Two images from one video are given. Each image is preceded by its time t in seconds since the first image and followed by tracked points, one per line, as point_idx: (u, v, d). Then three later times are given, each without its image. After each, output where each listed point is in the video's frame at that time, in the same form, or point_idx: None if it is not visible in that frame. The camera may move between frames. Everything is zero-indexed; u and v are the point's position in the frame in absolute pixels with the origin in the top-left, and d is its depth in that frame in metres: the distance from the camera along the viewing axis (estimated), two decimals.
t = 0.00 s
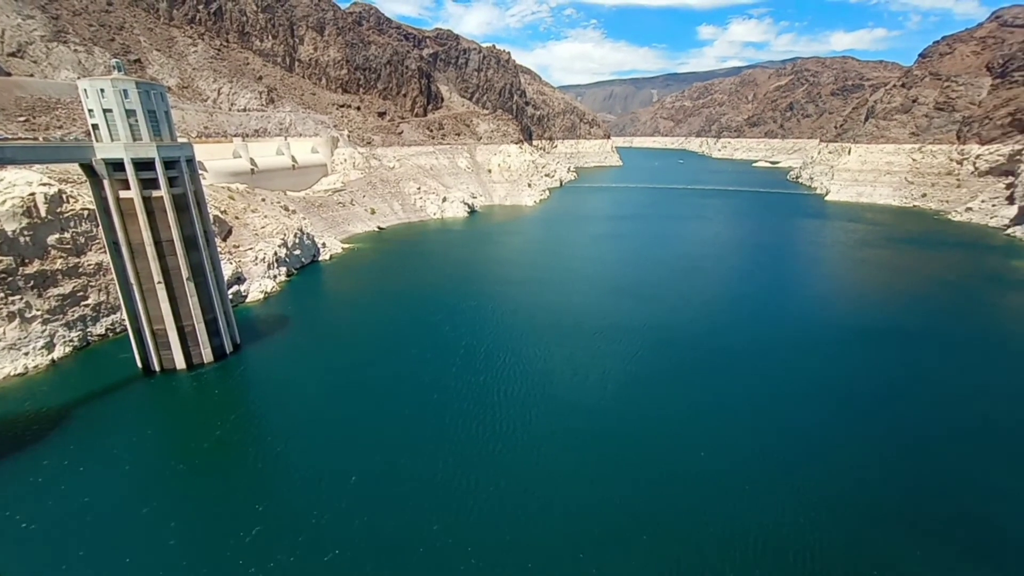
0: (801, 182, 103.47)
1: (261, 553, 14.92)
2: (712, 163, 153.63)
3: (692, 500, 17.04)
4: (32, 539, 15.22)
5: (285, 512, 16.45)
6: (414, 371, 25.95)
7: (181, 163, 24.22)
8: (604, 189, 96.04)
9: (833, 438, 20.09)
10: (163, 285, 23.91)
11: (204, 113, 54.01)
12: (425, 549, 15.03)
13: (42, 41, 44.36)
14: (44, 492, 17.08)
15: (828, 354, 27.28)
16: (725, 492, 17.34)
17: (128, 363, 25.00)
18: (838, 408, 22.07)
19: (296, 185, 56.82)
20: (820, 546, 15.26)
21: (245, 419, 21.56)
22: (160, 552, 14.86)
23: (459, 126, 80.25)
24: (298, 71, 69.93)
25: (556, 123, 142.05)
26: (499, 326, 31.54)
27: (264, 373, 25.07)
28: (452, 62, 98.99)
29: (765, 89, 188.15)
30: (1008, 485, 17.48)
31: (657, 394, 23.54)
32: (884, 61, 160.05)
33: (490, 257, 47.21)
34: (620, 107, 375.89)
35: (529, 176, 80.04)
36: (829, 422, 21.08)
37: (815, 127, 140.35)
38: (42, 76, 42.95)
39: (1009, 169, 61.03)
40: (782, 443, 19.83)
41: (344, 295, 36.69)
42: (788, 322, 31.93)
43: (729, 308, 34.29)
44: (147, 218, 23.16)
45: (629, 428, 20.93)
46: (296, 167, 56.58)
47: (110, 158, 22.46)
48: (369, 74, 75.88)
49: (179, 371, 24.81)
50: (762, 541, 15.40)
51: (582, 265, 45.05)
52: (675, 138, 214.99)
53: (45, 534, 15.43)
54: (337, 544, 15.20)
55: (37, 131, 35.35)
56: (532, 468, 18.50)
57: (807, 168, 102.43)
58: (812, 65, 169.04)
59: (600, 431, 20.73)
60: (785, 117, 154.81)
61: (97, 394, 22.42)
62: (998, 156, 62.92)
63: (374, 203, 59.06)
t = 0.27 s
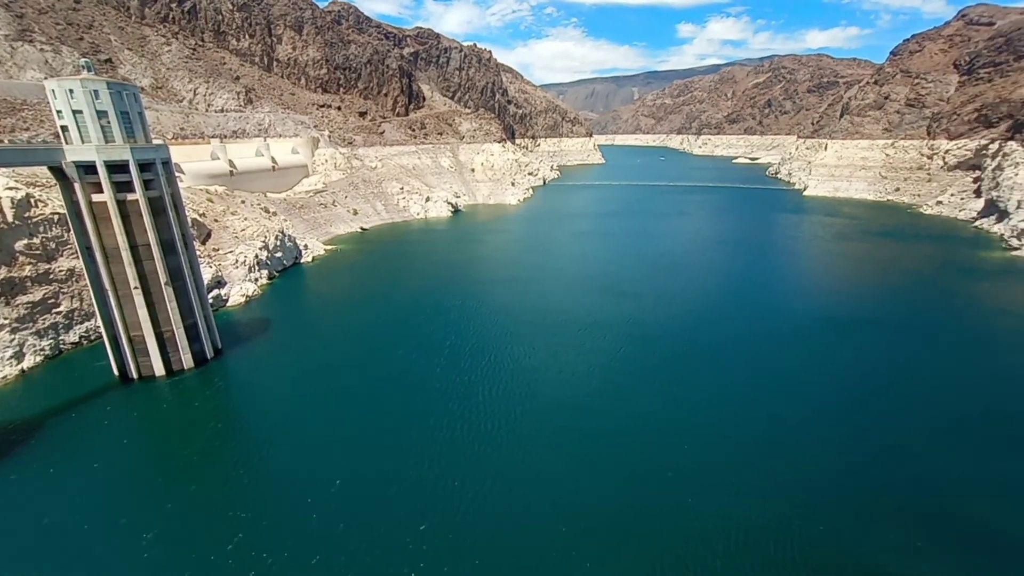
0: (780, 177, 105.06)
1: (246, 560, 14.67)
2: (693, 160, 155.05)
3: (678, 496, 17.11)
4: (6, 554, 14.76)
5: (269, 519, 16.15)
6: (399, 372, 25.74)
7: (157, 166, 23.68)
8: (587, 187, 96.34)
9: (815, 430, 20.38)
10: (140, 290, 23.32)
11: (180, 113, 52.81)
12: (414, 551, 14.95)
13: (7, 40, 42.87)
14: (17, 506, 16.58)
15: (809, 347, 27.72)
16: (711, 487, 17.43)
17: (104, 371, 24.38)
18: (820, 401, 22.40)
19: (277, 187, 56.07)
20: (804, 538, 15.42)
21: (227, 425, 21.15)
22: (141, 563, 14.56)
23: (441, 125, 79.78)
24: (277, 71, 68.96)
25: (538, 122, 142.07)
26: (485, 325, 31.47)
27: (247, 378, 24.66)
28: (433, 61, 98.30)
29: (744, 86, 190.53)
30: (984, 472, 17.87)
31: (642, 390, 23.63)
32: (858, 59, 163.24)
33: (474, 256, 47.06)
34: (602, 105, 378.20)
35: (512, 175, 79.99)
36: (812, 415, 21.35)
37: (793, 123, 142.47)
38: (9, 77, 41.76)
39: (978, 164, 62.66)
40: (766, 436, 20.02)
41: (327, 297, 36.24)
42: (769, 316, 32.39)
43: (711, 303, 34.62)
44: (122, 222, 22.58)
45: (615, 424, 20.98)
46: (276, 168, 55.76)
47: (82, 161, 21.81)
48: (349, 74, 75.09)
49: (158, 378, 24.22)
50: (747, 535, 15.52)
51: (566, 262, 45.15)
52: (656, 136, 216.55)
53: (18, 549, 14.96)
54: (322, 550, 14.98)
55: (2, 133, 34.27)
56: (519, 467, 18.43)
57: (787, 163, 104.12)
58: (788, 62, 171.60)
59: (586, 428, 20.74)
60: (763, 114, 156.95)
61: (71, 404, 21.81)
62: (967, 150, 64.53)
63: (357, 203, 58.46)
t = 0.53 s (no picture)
0: (756, 178, 106.77)
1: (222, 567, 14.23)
2: (672, 160, 156.65)
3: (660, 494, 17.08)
4: None
5: (242, 525, 15.65)
6: (378, 372, 25.35)
7: (126, 161, 22.84)
8: (568, 186, 96.54)
9: (793, 428, 20.61)
10: (109, 290, 22.45)
11: (151, 107, 51.00)
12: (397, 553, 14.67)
13: None
14: None
15: (784, 345, 28.17)
16: (692, 485, 17.43)
17: (70, 374, 23.43)
18: (797, 398, 22.69)
19: (253, 184, 54.95)
20: (785, 535, 15.51)
21: (199, 428, 20.50)
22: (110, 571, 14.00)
23: (422, 123, 79.01)
24: (252, 66, 67.49)
25: (519, 122, 141.86)
26: (465, 324, 31.23)
27: (220, 378, 24.01)
28: (413, 59, 97.27)
29: (721, 89, 193.37)
30: (955, 467, 18.28)
31: (623, 389, 23.63)
32: (830, 64, 167.15)
33: (454, 255, 46.72)
34: (582, 106, 380.08)
35: (493, 174, 79.74)
36: (789, 413, 21.59)
37: (768, 126, 145.04)
38: None
39: (941, 168, 65.12)
40: (746, 434, 20.15)
41: (305, 296, 35.51)
42: (746, 314, 32.84)
43: (691, 303, 34.84)
44: (89, 219, 21.70)
45: (596, 424, 20.91)
46: (252, 165, 54.55)
47: (44, 155, 20.90)
48: (327, 70, 73.87)
49: (128, 380, 23.36)
50: (729, 532, 15.55)
51: (547, 261, 45.17)
52: (635, 137, 218.26)
53: None
54: (301, 554, 14.60)
55: None
56: (500, 467, 18.22)
57: (762, 165, 105.93)
58: (764, 66, 174.70)
59: (568, 427, 20.64)
60: (740, 117, 159.47)
61: (35, 408, 20.89)
62: (931, 154, 67.34)
63: (335, 201, 57.54)
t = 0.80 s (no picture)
0: (726, 172, 108.21)
1: None
2: (644, 155, 157.77)
3: (651, 497, 16.95)
4: None
5: (222, 546, 14.93)
6: (357, 372, 24.57)
7: (82, 160, 21.44)
8: (542, 182, 96.26)
9: (776, 421, 20.73)
10: (67, 296, 21.09)
11: (107, 104, 48.26)
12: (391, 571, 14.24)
13: None
14: None
15: (762, 336, 28.42)
16: (685, 486, 17.38)
17: (28, 386, 22.01)
18: (779, 391, 22.82)
19: (220, 183, 53.28)
20: (777, 534, 15.54)
21: (171, 439, 19.50)
22: None
23: (394, 120, 77.58)
24: (216, 61, 65.20)
25: (492, 118, 140.74)
26: (444, 321, 30.63)
27: (191, 383, 22.97)
28: (383, 54, 95.36)
29: (690, 84, 195.77)
30: (934, 456, 18.64)
31: (608, 385, 23.44)
32: (794, 60, 170.96)
33: (431, 252, 45.97)
34: (553, 101, 380.94)
35: (467, 171, 78.92)
36: (773, 406, 21.71)
37: (737, 121, 147.37)
38: None
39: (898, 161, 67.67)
40: (732, 430, 20.14)
41: (278, 298, 34.32)
42: (723, 306, 33.10)
43: (672, 296, 34.83)
44: (42, 222, 20.30)
45: (583, 423, 20.67)
46: (218, 164, 52.69)
47: None
48: (295, 66, 71.83)
49: (92, 390, 22.04)
50: (722, 536, 15.49)
51: (524, 257, 44.86)
52: (607, 132, 219.34)
53: None
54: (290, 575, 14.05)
55: None
56: (488, 474, 17.87)
57: (732, 159, 107.54)
58: (731, 62, 177.40)
59: (554, 427, 20.35)
60: (709, 111, 161.71)
61: None
62: (889, 147, 69.20)
63: (307, 200, 56.07)
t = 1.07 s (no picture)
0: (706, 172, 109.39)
1: None
2: (626, 155, 158.77)
3: (635, 497, 16.97)
4: None
5: (199, 557, 14.56)
6: (339, 375, 24.27)
7: (49, 162, 20.91)
8: (524, 182, 96.18)
9: (758, 418, 20.93)
10: (36, 303, 20.43)
11: (77, 104, 46.89)
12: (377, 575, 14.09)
13: None
14: None
15: (742, 332, 28.78)
16: (670, 483, 17.51)
17: None
18: (760, 387, 23.07)
19: (196, 186, 52.18)
20: (759, 531, 15.66)
21: (147, 448, 19.01)
22: None
23: (374, 120, 76.87)
24: (190, 60, 63.89)
25: (473, 118, 140.26)
26: (427, 322, 30.48)
27: (168, 389, 22.49)
28: (363, 54, 94.51)
29: (670, 84, 197.66)
30: (909, 449, 18.98)
31: (591, 385, 23.47)
32: (770, 61, 173.72)
33: (413, 253, 45.65)
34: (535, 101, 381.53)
35: (449, 171, 78.57)
36: (754, 402, 21.93)
37: (716, 120, 149.18)
38: None
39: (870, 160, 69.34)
40: (714, 428, 20.28)
41: (257, 301, 33.74)
42: (704, 303, 33.47)
43: (654, 294, 35.06)
44: (8, 227, 19.66)
45: (566, 423, 20.66)
46: (194, 166, 51.63)
47: None
48: (273, 66, 70.73)
49: (63, 400, 21.37)
50: (705, 535, 15.57)
51: (507, 257, 44.89)
52: (589, 132, 220.19)
53: None
54: None
55: None
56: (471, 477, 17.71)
57: (711, 158, 108.74)
58: (710, 62, 179.54)
59: (538, 428, 20.30)
60: (688, 111, 163.44)
61: None
62: (862, 146, 71.38)
63: (286, 202, 55.25)
